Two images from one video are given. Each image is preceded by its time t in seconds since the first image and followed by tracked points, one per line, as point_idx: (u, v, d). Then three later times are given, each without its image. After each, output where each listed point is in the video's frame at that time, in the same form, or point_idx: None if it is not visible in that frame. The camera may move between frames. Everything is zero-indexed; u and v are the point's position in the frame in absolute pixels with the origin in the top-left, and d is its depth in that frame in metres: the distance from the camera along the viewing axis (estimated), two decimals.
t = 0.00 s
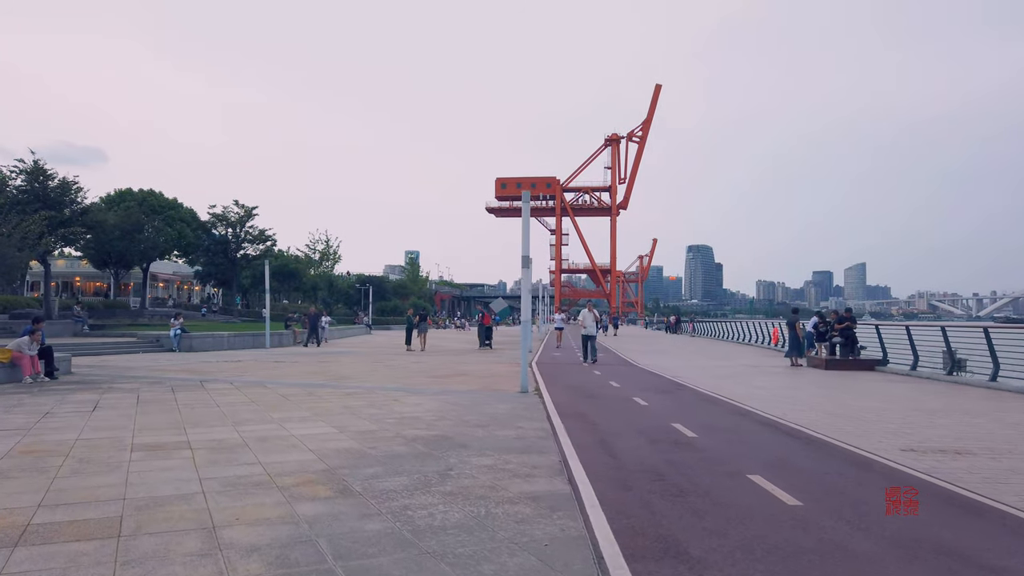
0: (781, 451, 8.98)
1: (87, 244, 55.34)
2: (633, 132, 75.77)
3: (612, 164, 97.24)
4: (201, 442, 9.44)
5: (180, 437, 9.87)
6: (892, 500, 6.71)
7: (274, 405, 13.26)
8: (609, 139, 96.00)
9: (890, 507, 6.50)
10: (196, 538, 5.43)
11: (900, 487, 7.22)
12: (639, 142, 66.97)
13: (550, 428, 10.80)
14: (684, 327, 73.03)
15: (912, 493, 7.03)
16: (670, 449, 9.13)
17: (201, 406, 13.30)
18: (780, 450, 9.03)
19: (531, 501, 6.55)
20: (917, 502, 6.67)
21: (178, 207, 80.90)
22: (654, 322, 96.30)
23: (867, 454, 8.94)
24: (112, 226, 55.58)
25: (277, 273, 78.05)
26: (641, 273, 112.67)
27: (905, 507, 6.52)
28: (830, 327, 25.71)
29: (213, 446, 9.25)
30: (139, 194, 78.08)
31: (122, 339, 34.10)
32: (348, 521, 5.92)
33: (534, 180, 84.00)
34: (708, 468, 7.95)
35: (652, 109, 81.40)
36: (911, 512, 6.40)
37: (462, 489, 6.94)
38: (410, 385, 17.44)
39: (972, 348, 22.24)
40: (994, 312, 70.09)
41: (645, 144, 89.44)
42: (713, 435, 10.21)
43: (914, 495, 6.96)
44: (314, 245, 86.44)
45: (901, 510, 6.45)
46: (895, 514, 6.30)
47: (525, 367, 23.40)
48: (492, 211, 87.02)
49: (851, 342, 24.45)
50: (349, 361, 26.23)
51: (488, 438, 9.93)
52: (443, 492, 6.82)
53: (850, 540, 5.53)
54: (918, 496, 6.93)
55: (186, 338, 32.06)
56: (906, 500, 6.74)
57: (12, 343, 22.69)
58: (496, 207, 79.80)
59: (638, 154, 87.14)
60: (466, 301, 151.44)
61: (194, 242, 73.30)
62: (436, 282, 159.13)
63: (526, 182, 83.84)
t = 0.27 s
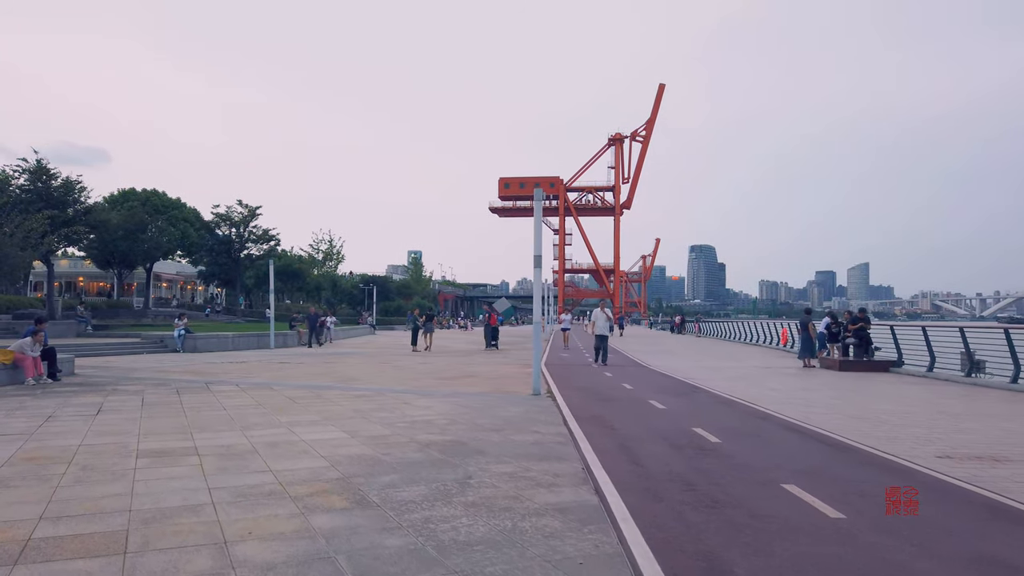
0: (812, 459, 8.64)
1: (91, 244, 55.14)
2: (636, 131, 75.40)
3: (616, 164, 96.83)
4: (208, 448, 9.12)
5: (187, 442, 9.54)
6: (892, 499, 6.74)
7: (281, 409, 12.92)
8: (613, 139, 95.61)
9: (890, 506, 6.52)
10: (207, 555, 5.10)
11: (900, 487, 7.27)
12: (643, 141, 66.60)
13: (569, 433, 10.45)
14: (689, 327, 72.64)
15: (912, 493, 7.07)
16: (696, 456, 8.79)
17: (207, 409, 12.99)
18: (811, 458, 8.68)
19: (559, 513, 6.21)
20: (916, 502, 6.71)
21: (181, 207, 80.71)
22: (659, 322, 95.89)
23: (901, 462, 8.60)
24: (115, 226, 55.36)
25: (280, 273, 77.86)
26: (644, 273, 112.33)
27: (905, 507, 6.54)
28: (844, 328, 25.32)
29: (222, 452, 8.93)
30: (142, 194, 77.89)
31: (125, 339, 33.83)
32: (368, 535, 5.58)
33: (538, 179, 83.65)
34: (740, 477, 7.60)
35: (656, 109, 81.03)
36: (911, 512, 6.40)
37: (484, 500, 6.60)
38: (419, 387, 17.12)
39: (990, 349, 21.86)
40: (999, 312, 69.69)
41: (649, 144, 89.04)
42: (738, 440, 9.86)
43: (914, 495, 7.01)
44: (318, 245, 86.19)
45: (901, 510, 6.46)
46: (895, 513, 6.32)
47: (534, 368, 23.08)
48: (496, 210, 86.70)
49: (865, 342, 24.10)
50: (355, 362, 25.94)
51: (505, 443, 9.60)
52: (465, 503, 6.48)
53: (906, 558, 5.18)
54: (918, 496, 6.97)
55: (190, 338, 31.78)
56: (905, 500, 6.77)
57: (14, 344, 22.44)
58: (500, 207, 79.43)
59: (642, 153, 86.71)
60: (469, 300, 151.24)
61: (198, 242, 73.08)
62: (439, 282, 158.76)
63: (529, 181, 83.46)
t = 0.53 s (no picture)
0: (846, 467, 8.27)
1: (94, 244, 54.90)
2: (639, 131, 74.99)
3: (619, 164, 96.41)
4: (216, 455, 8.76)
5: (193, 448, 9.19)
6: (892, 499, 6.72)
7: (289, 411, 12.55)
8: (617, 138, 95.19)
9: (890, 507, 6.50)
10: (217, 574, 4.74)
11: (900, 487, 7.27)
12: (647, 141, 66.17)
13: (587, 437, 10.10)
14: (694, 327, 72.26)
15: (912, 493, 7.05)
16: (724, 463, 8.43)
17: (213, 412, 12.64)
18: (845, 466, 8.33)
19: (590, 527, 5.84)
20: (916, 502, 6.69)
21: (184, 207, 80.47)
22: (663, 323, 95.47)
23: (940, 468, 8.23)
24: (118, 226, 55.10)
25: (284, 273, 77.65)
26: (648, 274, 111.90)
27: (904, 507, 6.52)
28: (857, 328, 24.85)
29: (230, 458, 8.58)
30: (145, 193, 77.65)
31: (128, 339, 33.53)
32: (388, 551, 5.21)
33: (541, 179, 83.25)
34: (775, 486, 7.22)
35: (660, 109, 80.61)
36: (911, 511, 6.38)
37: (509, 512, 6.23)
38: (429, 389, 16.77)
39: (1008, 350, 21.46)
40: (1004, 312, 69.25)
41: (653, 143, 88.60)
42: (765, 446, 9.50)
43: (913, 494, 6.99)
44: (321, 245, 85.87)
45: (900, 510, 6.44)
46: (894, 513, 6.29)
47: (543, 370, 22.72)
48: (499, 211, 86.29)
49: (880, 343, 23.71)
50: (361, 363, 25.62)
51: (523, 449, 9.24)
52: (490, 516, 6.11)
53: None
54: (917, 495, 6.96)
55: (194, 339, 31.46)
56: (905, 500, 6.75)
57: (15, 344, 22.12)
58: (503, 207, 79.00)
59: (646, 153, 86.25)
60: (471, 300, 150.95)
61: (201, 242, 72.83)
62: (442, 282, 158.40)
63: (532, 181, 83.05)
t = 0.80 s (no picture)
0: (881, 474, 7.88)
1: (92, 243, 54.47)
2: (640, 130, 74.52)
3: (619, 164, 95.98)
4: (219, 461, 8.35)
5: (193, 453, 8.78)
6: (892, 500, 6.74)
7: (293, 415, 12.14)
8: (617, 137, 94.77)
9: (891, 507, 6.53)
10: None
11: (901, 487, 7.30)
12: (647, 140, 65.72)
13: (604, 441, 9.69)
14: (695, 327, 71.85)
15: (912, 493, 7.08)
16: (752, 470, 8.03)
17: (215, 415, 12.23)
18: (878, 473, 7.95)
19: (621, 542, 5.43)
20: (917, 503, 6.70)
21: (184, 206, 80.06)
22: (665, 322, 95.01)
23: (978, 476, 7.85)
24: (117, 225, 54.67)
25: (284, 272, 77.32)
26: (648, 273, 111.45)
27: (906, 507, 6.54)
28: (868, 328, 24.46)
29: (232, 465, 8.16)
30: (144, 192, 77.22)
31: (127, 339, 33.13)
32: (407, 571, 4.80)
33: (541, 178, 82.81)
34: (810, 496, 6.83)
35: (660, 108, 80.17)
36: (912, 512, 6.41)
37: (532, 525, 5.82)
38: (435, 390, 16.35)
39: None
40: (1005, 311, 69.06)
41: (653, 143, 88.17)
42: (791, 452, 9.10)
43: (914, 495, 7.02)
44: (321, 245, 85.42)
45: (902, 510, 6.47)
46: (897, 514, 6.30)
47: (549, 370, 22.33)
48: (499, 210, 85.91)
49: (891, 344, 23.31)
50: (363, 364, 25.23)
51: (540, 455, 8.84)
52: (513, 530, 5.70)
53: None
54: (917, 496, 6.99)
55: (194, 338, 31.06)
56: (906, 500, 6.77)
57: (13, 345, 21.72)
58: (503, 206, 78.64)
59: (647, 153, 85.82)
60: (471, 300, 150.63)
61: (200, 241, 72.39)
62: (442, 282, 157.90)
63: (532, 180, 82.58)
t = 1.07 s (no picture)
0: (916, 482, 7.51)
1: (91, 242, 54.08)
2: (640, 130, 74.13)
3: (619, 163, 95.60)
4: (221, 468, 7.98)
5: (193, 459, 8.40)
6: (892, 499, 6.67)
7: (296, 418, 11.74)
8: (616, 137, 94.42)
9: (890, 506, 6.47)
10: None
11: (901, 487, 7.23)
12: (646, 140, 65.29)
13: (622, 446, 9.32)
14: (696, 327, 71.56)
15: (911, 492, 7.02)
16: (781, 478, 7.66)
17: (216, 418, 11.85)
18: (911, 480, 7.59)
19: (655, 559, 5.05)
20: (917, 502, 6.63)
21: (182, 205, 79.64)
22: (665, 322, 94.72)
23: (1015, 482, 7.52)
24: (115, 225, 54.27)
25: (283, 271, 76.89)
26: (648, 273, 111.24)
27: (904, 506, 6.48)
28: (878, 328, 24.12)
29: (235, 472, 7.78)
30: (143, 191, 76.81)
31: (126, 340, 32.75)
32: None
33: (541, 178, 82.39)
34: (846, 506, 6.47)
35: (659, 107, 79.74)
36: (910, 511, 6.37)
37: (556, 540, 5.44)
38: (441, 392, 15.96)
39: None
40: (1002, 311, 69.21)
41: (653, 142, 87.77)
42: (817, 457, 8.73)
43: (913, 494, 6.96)
44: (320, 244, 84.96)
45: (900, 510, 6.42)
46: (896, 514, 6.24)
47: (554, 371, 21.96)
48: (499, 209, 85.49)
49: (902, 344, 22.98)
50: (365, 364, 24.90)
51: (556, 461, 8.47)
52: (537, 545, 5.33)
53: None
54: (917, 495, 6.92)
55: (193, 338, 30.68)
56: (906, 500, 6.70)
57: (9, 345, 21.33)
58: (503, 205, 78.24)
59: (647, 151, 85.43)
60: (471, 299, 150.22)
61: (199, 240, 71.95)
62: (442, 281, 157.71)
63: (532, 180, 82.11)
